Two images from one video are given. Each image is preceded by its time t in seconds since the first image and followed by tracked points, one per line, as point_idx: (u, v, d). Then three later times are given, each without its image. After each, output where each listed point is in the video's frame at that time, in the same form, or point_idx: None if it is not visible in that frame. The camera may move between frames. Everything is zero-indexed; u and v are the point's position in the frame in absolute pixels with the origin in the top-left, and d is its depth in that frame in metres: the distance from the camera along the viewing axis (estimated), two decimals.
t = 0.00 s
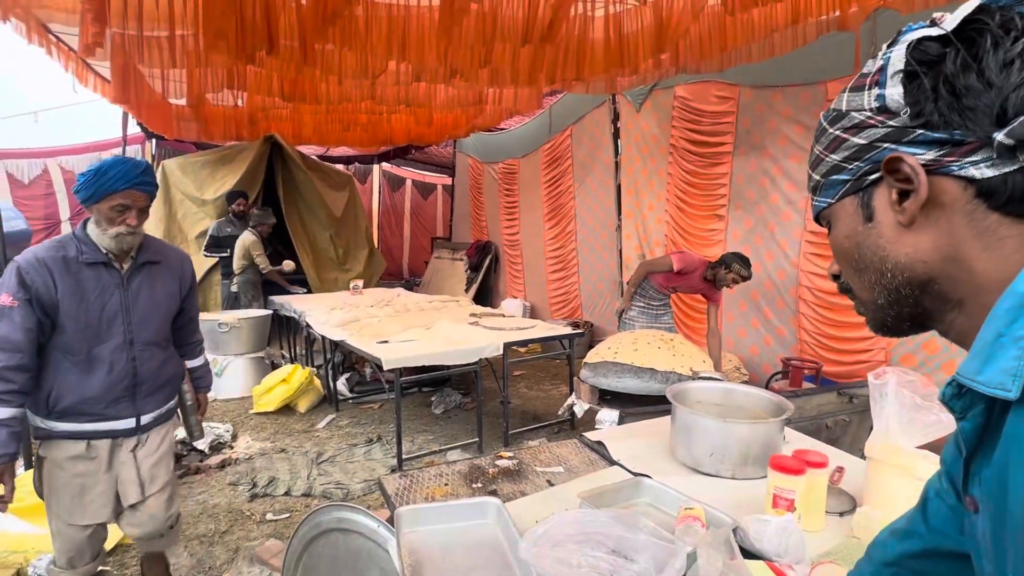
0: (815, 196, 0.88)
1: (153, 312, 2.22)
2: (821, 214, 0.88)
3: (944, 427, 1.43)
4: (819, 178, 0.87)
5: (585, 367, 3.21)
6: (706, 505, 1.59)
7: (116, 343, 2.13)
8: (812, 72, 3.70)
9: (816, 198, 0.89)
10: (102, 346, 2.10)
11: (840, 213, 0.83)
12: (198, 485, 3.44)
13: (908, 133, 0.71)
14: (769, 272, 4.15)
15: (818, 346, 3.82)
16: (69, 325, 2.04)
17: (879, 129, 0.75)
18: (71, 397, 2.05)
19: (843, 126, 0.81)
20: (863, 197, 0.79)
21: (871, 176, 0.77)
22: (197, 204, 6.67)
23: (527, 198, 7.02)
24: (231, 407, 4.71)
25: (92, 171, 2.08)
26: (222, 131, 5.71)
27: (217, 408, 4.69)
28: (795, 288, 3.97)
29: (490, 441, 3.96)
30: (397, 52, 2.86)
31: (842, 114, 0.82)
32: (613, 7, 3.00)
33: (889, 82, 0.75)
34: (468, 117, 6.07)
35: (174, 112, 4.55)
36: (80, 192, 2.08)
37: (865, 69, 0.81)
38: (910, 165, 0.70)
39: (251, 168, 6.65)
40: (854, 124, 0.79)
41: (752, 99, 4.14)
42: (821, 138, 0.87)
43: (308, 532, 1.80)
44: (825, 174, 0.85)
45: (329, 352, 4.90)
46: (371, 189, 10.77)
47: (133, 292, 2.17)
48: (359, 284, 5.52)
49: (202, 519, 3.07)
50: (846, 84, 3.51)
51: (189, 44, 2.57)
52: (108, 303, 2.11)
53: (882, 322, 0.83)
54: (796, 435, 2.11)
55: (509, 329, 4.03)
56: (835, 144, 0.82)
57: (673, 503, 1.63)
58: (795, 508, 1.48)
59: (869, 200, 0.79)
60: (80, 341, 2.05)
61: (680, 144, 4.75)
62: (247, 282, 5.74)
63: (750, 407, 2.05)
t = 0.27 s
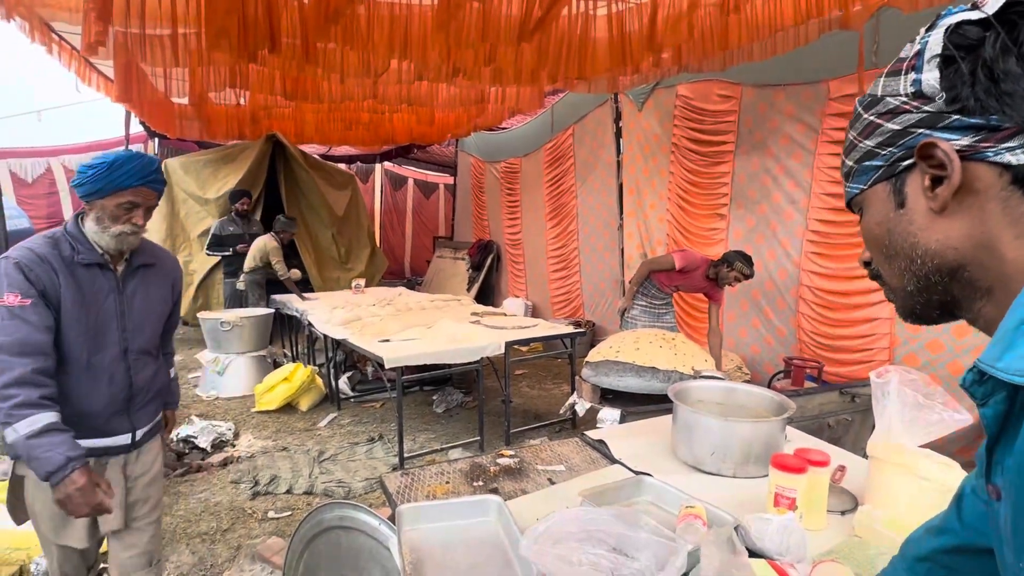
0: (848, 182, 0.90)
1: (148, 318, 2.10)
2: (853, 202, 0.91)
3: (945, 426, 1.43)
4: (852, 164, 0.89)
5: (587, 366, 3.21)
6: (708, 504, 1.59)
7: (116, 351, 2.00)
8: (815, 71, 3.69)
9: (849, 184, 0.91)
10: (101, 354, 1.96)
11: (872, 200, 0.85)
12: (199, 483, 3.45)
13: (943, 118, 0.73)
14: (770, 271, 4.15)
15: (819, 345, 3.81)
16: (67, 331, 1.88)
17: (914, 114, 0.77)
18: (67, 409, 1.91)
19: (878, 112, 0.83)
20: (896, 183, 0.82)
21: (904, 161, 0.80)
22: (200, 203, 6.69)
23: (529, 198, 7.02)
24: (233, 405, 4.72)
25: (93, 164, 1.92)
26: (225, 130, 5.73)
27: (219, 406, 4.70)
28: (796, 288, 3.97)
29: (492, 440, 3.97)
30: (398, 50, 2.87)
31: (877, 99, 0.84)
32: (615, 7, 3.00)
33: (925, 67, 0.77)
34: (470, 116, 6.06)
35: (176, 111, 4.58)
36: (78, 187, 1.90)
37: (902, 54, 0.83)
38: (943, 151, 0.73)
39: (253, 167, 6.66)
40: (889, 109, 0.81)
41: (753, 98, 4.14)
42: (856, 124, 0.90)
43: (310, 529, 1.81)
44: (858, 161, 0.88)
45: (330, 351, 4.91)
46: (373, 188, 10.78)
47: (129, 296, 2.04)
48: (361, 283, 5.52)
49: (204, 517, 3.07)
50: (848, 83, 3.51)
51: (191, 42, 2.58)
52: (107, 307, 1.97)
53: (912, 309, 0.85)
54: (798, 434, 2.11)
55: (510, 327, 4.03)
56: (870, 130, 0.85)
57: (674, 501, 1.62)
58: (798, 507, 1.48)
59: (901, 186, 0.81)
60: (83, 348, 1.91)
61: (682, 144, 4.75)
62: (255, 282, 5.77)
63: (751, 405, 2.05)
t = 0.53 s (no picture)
0: (891, 165, 0.90)
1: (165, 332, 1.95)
2: (895, 185, 0.91)
3: (947, 428, 1.43)
4: (895, 148, 0.89)
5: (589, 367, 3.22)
6: (709, 505, 1.59)
7: (139, 367, 1.83)
8: (817, 72, 3.68)
9: (892, 168, 0.91)
10: (127, 372, 1.79)
11: (917, 184, 0.86)
12: (202, 483, 3.46)
13: (999, 101, 0.73)
14: (771, 272, 4.14)
15: (822, 347, 3.80)
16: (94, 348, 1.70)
17: (966, 95, 0.77)
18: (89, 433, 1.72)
19: (926, 93, 0.82)
20: (944, 167, 0.82)
21: (955, 144, 0.80)
22: (203, 203, 6.71)
23: (531, 199, 7.02)
24: (235, 405, 4.73)
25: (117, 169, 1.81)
26: (229, 130, 5.75)
27: (222, 406, 4.72)
28: (796, 289, 3.96)
29: (494, 440, 3.97)
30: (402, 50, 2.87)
31: (925, 80, 0.83)
32: (617, 7, 2.99)
33: (980, 46, 0.76)
34: (472, 116, 6.07)
35: (180, 112, 4.60)
36: (109, 195, 1.78)
37: (952, 32, 0.82)
38: (998, 135, 0.73)
39: (256, 168, 6.68)
40: (939, 90, 0.80)
41: (756, 98, 4.13)
42: (900, 105, 0.89)
43: (312, 529, 1.82)
44: (902, 144, 0.88)
45: (333, 351, 4.92)
46: (376, 189, 10.81)
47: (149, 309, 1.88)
48: (363, 283, 5.54)
49: (206, 516, 3.08)
50: (851, 83, 3.51)
51: (195, 43, 2.59)
52: (130, 320, 1.81)
53: (956, 297, 0.86)
54: (800, 435, 2.11)
55: (512, 328, 4.04)
56: (916, 112, 0.84)
57: (675, 502, 1.63)
58: (799, 508, 1.47)
59: (949, 170, 0.81)
60: (111, 364, 1.73)
61: (684, 145, 4.74)
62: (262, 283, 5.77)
63: (753, 407, 2.05)
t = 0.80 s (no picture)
0: (978, 133, 0.84)
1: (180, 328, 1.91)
2: (979, 155, 0.86)
3: (950, 433, 1.45)
4: (985, 112, 0.83)
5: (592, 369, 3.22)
6: (711, 509, 1.60)
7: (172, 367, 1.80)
8: (820, 75, 3.69)
9: (976, 136, 0.85)
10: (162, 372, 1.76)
11: (1012, 151, 0.81)
12: (208, 484, 3.48)
13: None
14: (772, 274, 4.14)
15: (824, 350, 3.80)
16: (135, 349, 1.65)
17: None
18: (131, 437, 1.68)
19: None
20: None
21: None
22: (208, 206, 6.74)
23: (535, 201, 7.03)
24: (240, 406, 4.76)
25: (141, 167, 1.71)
26: (234, 132, 5.79)
27: (227, 407, 4.75)
28: (798, 291, 3.95)
29: (497, 443, 3.98)
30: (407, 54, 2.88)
31: None
32: (620, 11, 2.98)
33: None
34: (476, 120, 6.10)
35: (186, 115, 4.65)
36: (152, 189, 1.68)
37: None
38: None
39: (261, 170, 6.72)
40: None
41: (758, 102, 4.13)
42: (991, 66, 0.83)
43: (318, 530, 1.82)
44: (997, 106, 0.82)
45: (337, 353, 4.94)
46: (380, 191, 10.85)
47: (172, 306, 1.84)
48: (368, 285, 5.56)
49: (211, 517, 3.10)
50: (853, 86, 3.51)
51: (201, 47, 2.60)
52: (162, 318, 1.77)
53: None
54: (802, 439, 2.11)
55: (515, 331, 4.05)
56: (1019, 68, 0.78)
57: (678, 506, 1.63)
58: (802, 512, 1.48)
59: None
60: (158, 366, 1.70)
61: (687, 147, 4.75)
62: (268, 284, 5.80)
63: (755, 410, 2.05)
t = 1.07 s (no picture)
0: None
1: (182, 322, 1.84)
2: None
3: (949, 433, 1.45)
4: None
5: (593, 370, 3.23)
6: (712, 509, 1.61)
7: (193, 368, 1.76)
8: (820, 77, 3.70)
9: None
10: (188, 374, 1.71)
11: None
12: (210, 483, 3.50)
13: None
14: (773, 275, 4.15)
15: (824, 351, 3.80)
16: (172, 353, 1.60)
17: None
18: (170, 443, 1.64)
19: None
20: None
21: None
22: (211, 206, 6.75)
23: (536, 202, 7.05)
24: (243, 406, 4.77)
25: (163, 173, 1.62)
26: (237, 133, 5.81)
27: (230, 407, 4.76)
28: (799, 293, 3.96)
29: (498, 443, 3.99)
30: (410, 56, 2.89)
31: None
32: (621, 13, 3.01)
33: None
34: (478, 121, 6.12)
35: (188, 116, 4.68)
36: (186, 193, 1.61)
37: None
38: None
39: (264, 171, 6.74)
40: None
41: (759, 103, 4.14)
42: None
43: (320, 529, 1.84)
44: None
45: (339, 353, 4.96)
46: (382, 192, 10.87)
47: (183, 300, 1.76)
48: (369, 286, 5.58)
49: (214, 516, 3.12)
50: (852, 89, 3.52)
51: (205, 49, 2.63)
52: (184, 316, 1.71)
53: None
54: (802, 440, 2.12)
55: (516, 331, 4.06)
56: None
57: (678, 506, 1.64)
58: (802, 513, 1.49)
59: None
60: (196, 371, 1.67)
61: (687, 149, 4.76)
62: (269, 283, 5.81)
63: (755, 411, 2.06)
